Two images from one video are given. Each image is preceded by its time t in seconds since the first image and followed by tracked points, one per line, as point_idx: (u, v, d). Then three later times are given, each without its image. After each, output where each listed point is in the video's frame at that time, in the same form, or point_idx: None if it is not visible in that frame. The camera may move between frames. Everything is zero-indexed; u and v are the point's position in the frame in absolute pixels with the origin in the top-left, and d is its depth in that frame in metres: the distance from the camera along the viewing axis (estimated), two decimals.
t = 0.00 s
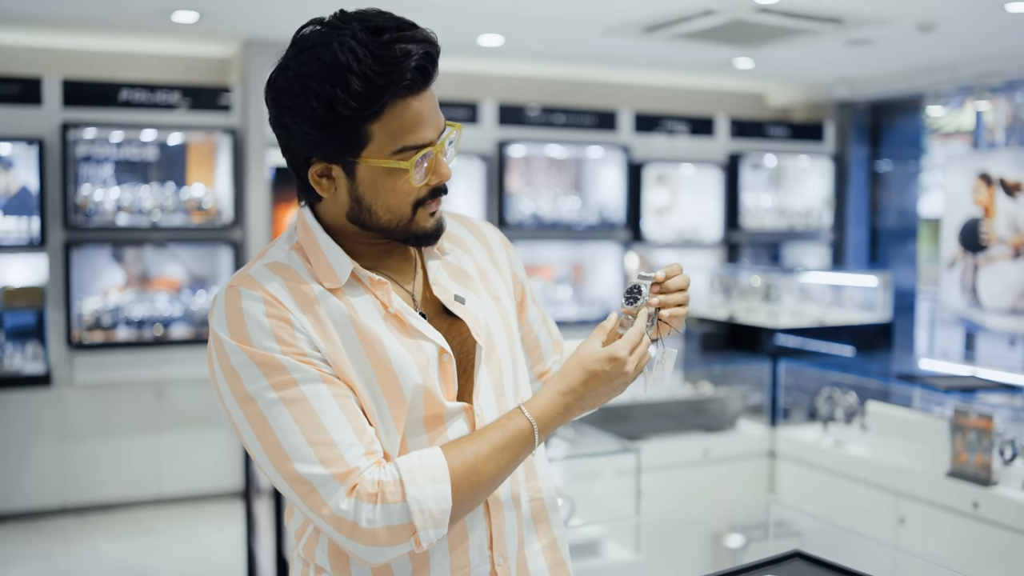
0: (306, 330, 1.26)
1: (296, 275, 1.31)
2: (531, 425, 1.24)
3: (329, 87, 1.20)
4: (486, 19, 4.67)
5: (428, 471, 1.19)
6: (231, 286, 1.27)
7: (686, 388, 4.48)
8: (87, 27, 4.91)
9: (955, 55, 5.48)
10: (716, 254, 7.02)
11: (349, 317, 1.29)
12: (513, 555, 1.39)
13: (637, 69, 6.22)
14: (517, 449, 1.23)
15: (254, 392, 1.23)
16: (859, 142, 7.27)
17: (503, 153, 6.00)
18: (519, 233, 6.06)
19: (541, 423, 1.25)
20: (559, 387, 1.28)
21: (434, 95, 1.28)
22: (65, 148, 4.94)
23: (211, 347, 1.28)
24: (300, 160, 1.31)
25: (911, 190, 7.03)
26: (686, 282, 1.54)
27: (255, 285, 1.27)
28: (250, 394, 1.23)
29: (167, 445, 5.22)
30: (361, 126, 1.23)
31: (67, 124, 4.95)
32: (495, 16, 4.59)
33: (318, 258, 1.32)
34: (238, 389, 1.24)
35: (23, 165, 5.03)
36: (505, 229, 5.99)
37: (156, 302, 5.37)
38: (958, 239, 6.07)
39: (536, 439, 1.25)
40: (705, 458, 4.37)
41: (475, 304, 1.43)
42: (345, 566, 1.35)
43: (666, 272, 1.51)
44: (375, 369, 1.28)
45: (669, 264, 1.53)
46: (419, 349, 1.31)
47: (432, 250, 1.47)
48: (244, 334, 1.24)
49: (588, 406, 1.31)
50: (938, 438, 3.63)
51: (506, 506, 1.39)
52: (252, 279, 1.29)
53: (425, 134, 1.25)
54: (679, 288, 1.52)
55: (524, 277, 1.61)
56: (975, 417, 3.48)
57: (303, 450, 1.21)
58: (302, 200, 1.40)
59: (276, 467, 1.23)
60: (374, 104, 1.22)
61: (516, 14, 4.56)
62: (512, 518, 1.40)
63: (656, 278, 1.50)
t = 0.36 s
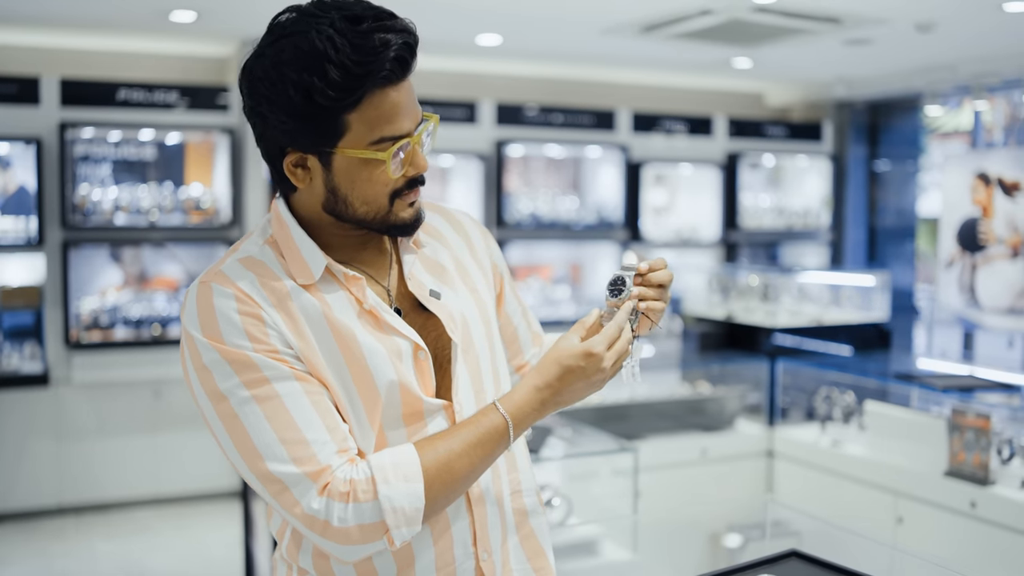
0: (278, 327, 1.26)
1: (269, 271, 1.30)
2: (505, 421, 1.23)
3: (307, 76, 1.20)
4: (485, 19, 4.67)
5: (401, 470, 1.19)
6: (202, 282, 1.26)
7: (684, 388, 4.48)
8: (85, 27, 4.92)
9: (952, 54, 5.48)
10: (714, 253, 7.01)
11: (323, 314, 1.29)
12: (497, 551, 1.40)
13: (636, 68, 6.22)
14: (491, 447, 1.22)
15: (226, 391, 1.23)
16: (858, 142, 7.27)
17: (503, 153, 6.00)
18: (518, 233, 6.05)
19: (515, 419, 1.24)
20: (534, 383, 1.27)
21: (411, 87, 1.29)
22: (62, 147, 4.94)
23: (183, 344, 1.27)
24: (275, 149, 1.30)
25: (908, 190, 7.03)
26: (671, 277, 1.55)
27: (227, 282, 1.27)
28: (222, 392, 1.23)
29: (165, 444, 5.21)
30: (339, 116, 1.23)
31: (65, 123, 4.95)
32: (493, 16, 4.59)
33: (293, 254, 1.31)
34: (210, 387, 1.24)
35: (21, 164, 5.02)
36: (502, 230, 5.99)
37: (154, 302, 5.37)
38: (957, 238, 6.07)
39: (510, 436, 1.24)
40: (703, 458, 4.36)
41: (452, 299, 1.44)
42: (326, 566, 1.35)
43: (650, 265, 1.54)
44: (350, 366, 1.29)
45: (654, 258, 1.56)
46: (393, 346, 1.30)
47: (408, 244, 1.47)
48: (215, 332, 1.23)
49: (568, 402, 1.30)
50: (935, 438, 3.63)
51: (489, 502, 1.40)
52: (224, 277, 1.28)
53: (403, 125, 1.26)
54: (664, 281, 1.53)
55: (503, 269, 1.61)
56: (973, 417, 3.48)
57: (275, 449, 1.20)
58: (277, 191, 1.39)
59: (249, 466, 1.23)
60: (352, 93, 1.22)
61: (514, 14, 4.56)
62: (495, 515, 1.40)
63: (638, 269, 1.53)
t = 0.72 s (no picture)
0: (262, 331, 1.26)
1: (253, 274, 1.30)
2: (491, 424, 1.22)
3: (279, 70, 1.20)
4: (483, 19, 4.68)
5: (384, 476, 1.18)
6: (185, 285, 1.27)
7: (683, 387, 4.48)
8: (83, 26, 4.91)
9: (950, 54, 5.49)
10: (713, 253, 7.02)
11: (309, 317, 1.28)
12: (490, 553, 1.40)
13: (635, 68, 6.21)
14: (477, 450, 1.21)
15: (208, 396, 1.23)
16: (856, 141, 7.29)
17: (501, 153, 6.01)
18: (517, 232, 6.05)
19: (502, 421, 1.22)
20: (521, 384, 1.25)
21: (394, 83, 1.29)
22: (60, 146, 4.92)
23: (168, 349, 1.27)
24: (254, 146, 1.31)
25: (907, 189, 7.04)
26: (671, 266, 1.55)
27: (210, 286, 1.27)
28: (205, 398, 1.23)
29: (163, 444, 5.21)
30: (314, 110, 1.23)
31: (63, 122, 4.95)
32: (492, 15, 4.60)
33: (278, 256, 1.31)
34: (195, 393, 1.24)
35: (19, 164, 5.04)
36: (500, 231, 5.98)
37: (153, 302, 5.38)
38: (955, 238, 6.07)
39: (498, 438, 1.22)
40: (702, 457, 4.36)
41: (441, 297, 1.44)
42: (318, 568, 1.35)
43: (649, 253, 1.53)
44: (336, 369, 1.28)
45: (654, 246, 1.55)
46: (380, 348, 1.30)
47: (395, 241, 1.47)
48: (197, 337, 1.24)
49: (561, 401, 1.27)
50: (933, 437, 3.63)
51: (482, 504, 1.39)
52: (208, 280, 1.28)
53: (381, 118, 1.25)
54: (663, 270, 1.53)
55: (497, 264, 1.62)
56: (971, 416, 3.48)
57: (258, 456, 1.20)
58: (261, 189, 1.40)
59: (233, 472, 1.23)
60: (326, 86, 1.21)
61: (512, 13, 4.56)
62: (488, 517, 1.40)
63: (636, 256, 1.52)
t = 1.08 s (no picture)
0: (261, 329, 1.25)
1: (255, 273, 1.29)
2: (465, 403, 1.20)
3: (291, 70, 1.20)
4: (482, 18, 4.68)
5: (365, 469, 1.17)
6: (186, 281, 1.26)
7: (682, 387, 4.48)
8: (82, 26, 4.91)
9: (949, 53, 5.49)
10: (711, 253, 7.02)
11: (309, 316, 1.28)
12: (494, 558, 1.37)
13: (633, 67, 6.21)
14: (456, 432, 1.19)
15: (204, 394, 1.22)
16: (855, 141, 7.29)
17: (500, 153, 6.01)
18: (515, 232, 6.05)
19: (473, 393, 1.21)
20: (493, 362, 1.24)
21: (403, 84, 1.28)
22: (59, 146, 4.93)
23: (167, 346, 1.27)
24: (263, 146, 1.30)
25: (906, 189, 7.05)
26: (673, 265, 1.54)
27: (210, 282, 1.26)
28: (200, 396, 1.23)
29: (161, 444, 5.20)
30: (326, 110, 1.23)
31: (61, 122, 4.95)
32: (491, 15, 4.59)
33: (280, 253, 1.30)
34: (192, 392, 1.24)
35: (17, 163, 5.03)
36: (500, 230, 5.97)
37: (151, 301, 5.39)
38: (954, 238, 6.08)
39: (476, 419, 1.20)
40: (700, 457, 4.35)
41: (444, 299, 1.43)
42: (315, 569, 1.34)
43: (651, 253, 1.52)
44: (337, 369, 1.28)
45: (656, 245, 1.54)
46: (382, 349, 1.29)
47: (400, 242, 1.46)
48: (196, 335, 1.23)
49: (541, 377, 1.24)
50: (932, 437, 3.63)
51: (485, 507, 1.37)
52: (209, 277, 1.27)
53: (392, 119, 1.25)
54: (665, 269, 1.52)
55: (497, 266, 1.63)
56: (970, 415, 3.47)
57: (252, 456, 1.19)
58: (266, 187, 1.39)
59: (226, 472, 1.22)
60: (338, 86, 1.21)
61: (511, 13, 4.56)
62: (491, 520, 1.38)
63: (638, 256, 1.52)
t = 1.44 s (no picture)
0: (271, 324, 1.25)
1: (265, 271, 1.29)
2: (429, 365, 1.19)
3: (309, 66, 1.20)
4: (482, 18, 4.68)
5: (350, 449, 1.15)
6: (196, 278, 1.26)
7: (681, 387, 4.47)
8: (80, 26, 4.91)
9: (948, 53, 5.49)
10: (710, 253, 7.03)
11: (319, 314, 1.27)
12: (501, 560, 1.37)
13: (632, 67, 6.21)
14: (429, 396, 1.17)
15: (212, 389, 1.22)
16: (854, 141, 7.29)
17: (498, 153, 6.01)
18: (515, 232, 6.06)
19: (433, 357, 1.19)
20: (448, 325, 1.22)
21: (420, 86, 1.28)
22: (57, 146, 4.93)
23: (179, 341, 1.27)
24: (279, 144, 1.29)
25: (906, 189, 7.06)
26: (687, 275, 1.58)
27: (221, 278, 1.26)
28: (210, 391, 1.22)
29: (160, 444, 5.19)
30: (342, 106, 1.22)
31: (60, 122, 4.95)
32: (491, 15, 4.59)
33: (292, 251, 1.29)
34: (202, 388, 1.23)
35: (16, 163, 5.01)
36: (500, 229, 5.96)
37: (150, 301, 5.38)
38: (953, 239, 6.09)
39: (448, 381, 1.19)
40: (699, 457, 4.35)
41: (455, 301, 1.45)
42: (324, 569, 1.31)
43: (668, 259, 1.57)
44: (346, 367, 1.27)
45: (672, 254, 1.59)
46: (390, 347, 1.29)
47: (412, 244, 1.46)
48: (206, 329, 1.22)
49: (499, 317, 1.22)
50: (931, 437, 3.63)
51: (493, 510, 1.37)
52: (219, 273, 1.27)
53: (408, 118, 1.24)
54: (680, 276, 1.56)
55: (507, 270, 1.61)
56: (969, 415, 3.48)
57: (258, 449, 1.18)
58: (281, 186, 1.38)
59: (233, 466, 1.21)
60: (355, 82, 1.20)
61: (511, 13, 4.56)
62: (498, 523, 1.38)
63: (655, 262, 1.57)
